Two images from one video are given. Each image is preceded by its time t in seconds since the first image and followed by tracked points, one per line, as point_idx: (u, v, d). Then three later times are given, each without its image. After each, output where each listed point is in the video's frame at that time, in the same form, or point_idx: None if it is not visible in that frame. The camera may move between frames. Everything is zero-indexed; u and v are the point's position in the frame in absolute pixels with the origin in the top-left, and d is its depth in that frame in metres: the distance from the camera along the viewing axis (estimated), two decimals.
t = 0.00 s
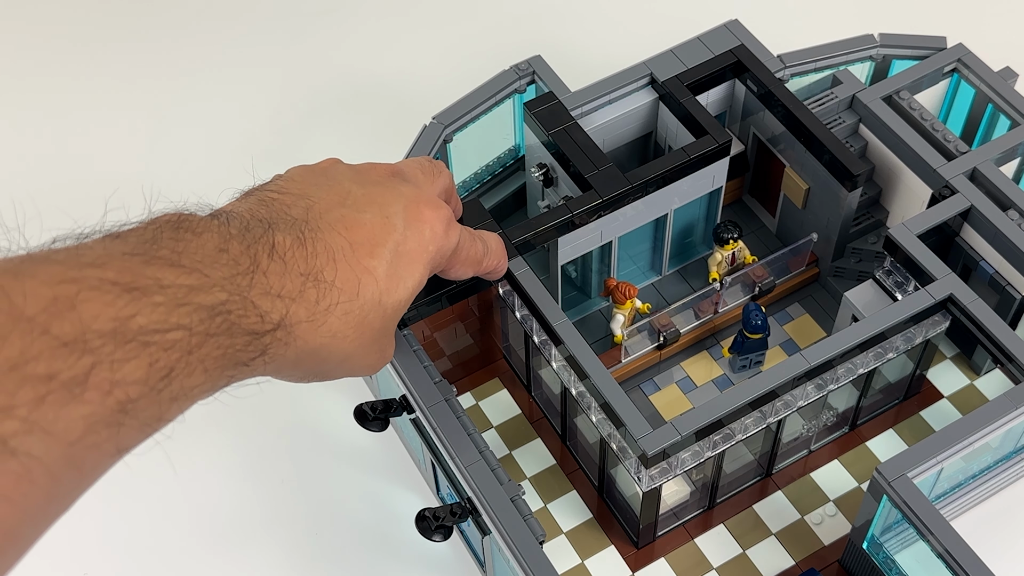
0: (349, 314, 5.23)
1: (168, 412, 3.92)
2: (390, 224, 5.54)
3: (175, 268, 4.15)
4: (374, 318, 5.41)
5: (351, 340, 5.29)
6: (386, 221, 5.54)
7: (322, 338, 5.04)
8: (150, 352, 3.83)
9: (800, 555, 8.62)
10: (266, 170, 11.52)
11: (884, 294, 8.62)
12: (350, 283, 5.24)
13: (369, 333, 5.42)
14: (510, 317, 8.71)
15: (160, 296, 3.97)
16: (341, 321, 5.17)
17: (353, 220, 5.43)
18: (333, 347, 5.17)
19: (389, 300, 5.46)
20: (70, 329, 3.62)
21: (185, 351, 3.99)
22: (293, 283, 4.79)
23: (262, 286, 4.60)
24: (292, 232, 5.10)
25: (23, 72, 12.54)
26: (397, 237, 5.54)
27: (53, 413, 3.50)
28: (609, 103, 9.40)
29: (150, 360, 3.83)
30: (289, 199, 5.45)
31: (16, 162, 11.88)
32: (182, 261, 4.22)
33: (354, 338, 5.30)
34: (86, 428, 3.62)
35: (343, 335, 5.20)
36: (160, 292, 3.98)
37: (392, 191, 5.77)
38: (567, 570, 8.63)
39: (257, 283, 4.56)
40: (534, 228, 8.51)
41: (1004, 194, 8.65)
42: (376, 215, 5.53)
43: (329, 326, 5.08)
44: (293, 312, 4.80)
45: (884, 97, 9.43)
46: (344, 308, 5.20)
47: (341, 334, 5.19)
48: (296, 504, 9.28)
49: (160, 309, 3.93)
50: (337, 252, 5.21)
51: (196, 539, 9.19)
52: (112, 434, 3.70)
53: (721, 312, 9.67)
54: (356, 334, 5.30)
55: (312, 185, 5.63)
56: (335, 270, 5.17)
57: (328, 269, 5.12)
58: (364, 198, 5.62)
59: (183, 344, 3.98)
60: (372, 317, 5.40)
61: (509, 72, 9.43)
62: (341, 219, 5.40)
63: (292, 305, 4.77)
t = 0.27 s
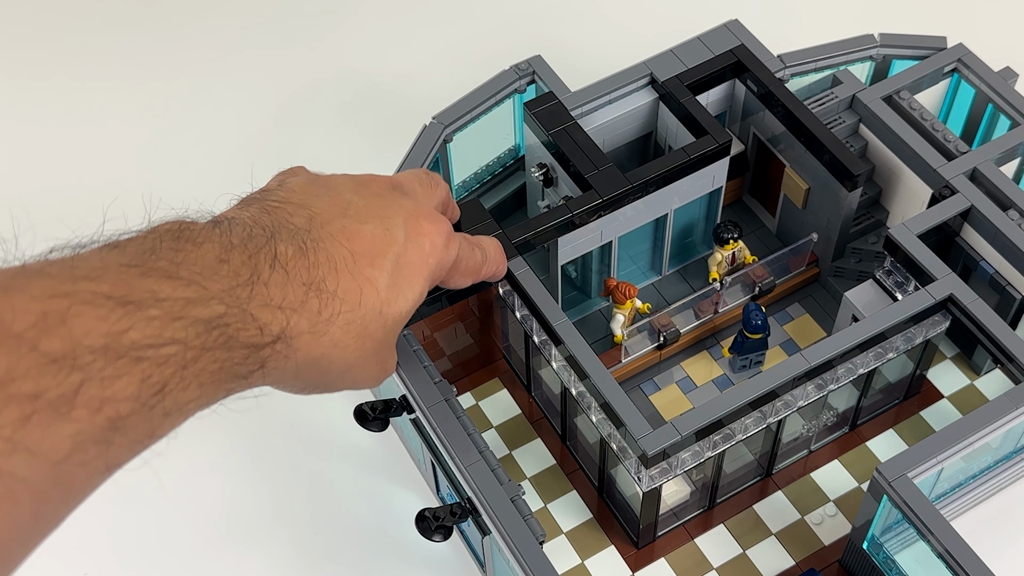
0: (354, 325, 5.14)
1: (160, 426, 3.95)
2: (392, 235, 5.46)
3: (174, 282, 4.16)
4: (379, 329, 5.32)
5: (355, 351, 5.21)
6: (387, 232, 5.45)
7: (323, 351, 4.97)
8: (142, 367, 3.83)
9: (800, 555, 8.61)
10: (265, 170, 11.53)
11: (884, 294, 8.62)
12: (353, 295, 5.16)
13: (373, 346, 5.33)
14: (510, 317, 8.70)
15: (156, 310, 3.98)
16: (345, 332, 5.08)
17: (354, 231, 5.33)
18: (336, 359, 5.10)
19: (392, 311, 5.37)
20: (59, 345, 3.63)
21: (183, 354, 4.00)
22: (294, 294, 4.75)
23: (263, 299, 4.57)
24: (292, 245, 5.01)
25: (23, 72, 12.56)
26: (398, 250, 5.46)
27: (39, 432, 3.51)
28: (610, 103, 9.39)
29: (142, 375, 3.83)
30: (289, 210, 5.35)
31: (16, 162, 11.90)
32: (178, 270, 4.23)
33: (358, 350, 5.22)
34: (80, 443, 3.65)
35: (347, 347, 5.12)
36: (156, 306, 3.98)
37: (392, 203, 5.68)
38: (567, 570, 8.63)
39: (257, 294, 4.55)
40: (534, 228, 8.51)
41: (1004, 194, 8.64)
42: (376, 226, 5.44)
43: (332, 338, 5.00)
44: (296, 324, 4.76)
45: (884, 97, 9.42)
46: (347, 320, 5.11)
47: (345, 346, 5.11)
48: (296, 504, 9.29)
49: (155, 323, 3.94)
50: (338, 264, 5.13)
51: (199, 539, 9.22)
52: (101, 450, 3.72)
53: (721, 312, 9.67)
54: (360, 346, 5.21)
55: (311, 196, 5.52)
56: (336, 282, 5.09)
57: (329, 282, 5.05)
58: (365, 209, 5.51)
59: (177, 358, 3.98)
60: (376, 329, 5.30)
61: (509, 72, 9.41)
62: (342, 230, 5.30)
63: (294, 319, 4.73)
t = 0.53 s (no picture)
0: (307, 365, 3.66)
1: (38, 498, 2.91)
2: (349, 254, 3.81)
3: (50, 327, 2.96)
4: (341, 370, 3.75)
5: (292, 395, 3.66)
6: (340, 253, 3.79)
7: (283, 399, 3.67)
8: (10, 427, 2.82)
9: (800, 555, 8.61)
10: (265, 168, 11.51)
11: (884, 294, 8.62)
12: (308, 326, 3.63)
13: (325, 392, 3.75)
14: (510, 317, 8.71)
15: (26, 358, 2.88)
16: (303, 371, 3.65)
17: (291, 258, 3.69)
18: (276, 407, 3.65)
19: (348, 346, 3.75)
20: None
21: (155, 399, 3.17)
22: (277, 287, 3.58)
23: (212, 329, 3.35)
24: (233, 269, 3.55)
25: (23, 71, 12.57)
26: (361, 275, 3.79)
27: None
28: (610, 103, 9.38)
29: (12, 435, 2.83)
30: (231, 238, 3.74)
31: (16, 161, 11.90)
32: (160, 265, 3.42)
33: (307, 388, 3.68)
34: (19, 503, 2.87)
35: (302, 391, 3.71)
36: (109, 342, 3.07)
37: (355, 220, 3.95)
38: (566, 569, 8.63)
39: (158, 327, 3.22)
40: (534, 228, 8.51)
41: (1004, 194, 8.65)
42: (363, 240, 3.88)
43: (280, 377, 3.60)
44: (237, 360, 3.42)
45: (884, 97, 9.42)
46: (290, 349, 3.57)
47: (286, 388, 3.63)
48: (295, 504, 9.28)
49: (24, 374, 2.85)
50: (272, 289, 3.57)
51: (198, 539, 9.20)
52: None
53: (721, 312, 9.67)
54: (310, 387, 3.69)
55: (275, 215, 3.91)
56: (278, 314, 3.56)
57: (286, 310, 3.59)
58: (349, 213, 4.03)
59: (53, 414, 2.89)
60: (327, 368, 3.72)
61: (509, 72, 9.40)
62: (280, 256, 3.68)
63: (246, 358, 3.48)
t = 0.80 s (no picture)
0: (215, 295, 2.95)
1: None
2: (255, 164, 2.93)
3: None
4: (258, 297, 3.04)
5: (197, 326, 2.98)
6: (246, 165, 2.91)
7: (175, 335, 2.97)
8: None
9: (800, 555, 8.62)
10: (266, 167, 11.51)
11: (884, 294, 8.63)
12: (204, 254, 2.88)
13: (236, 324, 3.05)
14: (510, 317, 8.71)
15: None
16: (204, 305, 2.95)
17: (193, 168, 2.85)
18: (178, 339, 2.98)
19: (265, 270, 3.00)
20: None
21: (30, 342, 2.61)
22: (177, 206, 2.80)
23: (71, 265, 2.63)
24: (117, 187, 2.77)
25: (24, 71, 12.58)
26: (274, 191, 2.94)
27: None
28: (610, 103, 9.38)
29: None
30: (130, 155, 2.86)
31: (16, 160, 11.89)
32: (40, 188, 2.68)
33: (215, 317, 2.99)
34: None
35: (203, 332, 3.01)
36: None
37: (268, 129, 3.03)
38: (566, 569, 8.63)
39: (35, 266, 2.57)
40: (534, 228, 8.52)
41: (1004, 194, 8.65)
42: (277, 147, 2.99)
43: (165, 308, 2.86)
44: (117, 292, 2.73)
45: (884, 97, 9.42)
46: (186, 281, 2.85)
47: (184, 323, 2.94)
48: (295, 503, 9.27)
49: None
50: (172, 211, 2.79)
51: (196, 538, 9.16)
52: None
53: (721, 312, 9.68)
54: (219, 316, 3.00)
55: (185, 125, 3.01)
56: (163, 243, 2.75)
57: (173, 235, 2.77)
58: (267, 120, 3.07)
59: None
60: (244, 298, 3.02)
61: (509, 72, 9.40)
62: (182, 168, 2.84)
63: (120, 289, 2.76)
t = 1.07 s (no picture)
0: (166, 356, 3.45)
1: None
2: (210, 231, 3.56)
3: None
4: (205, 354, 3.55)
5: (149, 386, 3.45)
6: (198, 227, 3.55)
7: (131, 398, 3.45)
8: None
9: (800, 555, 8.62)
10: (266, 167, 11.49)
11: (884, 294, 8.63)
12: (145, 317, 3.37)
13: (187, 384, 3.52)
14: (510, 317, 8.71)
15: None
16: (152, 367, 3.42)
17: (149, 231, 3.46)
18: (137, 400, 3.46)
19: (219, 324, 3.54)
20: None
21: None
22: (130, 268, 3.37)
23: (19, 330, 3.12)
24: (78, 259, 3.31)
25: (24, 71, 12.56)
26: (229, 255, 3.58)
27: None
28: (610, 103, 9.38)
29: None
30: (81, 218, 3.45)
31: (15, 160, 11.87)
32: None
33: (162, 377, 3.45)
34: None
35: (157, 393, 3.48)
36: None
37: (207, 202, 3.64)
38: (567, 570, 8.63)
39: None
40: (534, 228, 8.52)
41: (1004, 194, 8.65)
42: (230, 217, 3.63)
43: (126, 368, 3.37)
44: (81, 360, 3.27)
45: (884, 97, 9.43)
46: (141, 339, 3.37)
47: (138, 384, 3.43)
48: (296, 503, 9.27)
49: None
50: (122, 273, 3.35)
51: (198, 538, 9.16)
52: None
53: (721, 312, 9.68)
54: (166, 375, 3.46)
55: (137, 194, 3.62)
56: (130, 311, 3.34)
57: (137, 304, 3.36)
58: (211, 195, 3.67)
59: None
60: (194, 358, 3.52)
61: (509, 72, 9.40)
62: (137, 237, 3.45)
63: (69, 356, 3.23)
